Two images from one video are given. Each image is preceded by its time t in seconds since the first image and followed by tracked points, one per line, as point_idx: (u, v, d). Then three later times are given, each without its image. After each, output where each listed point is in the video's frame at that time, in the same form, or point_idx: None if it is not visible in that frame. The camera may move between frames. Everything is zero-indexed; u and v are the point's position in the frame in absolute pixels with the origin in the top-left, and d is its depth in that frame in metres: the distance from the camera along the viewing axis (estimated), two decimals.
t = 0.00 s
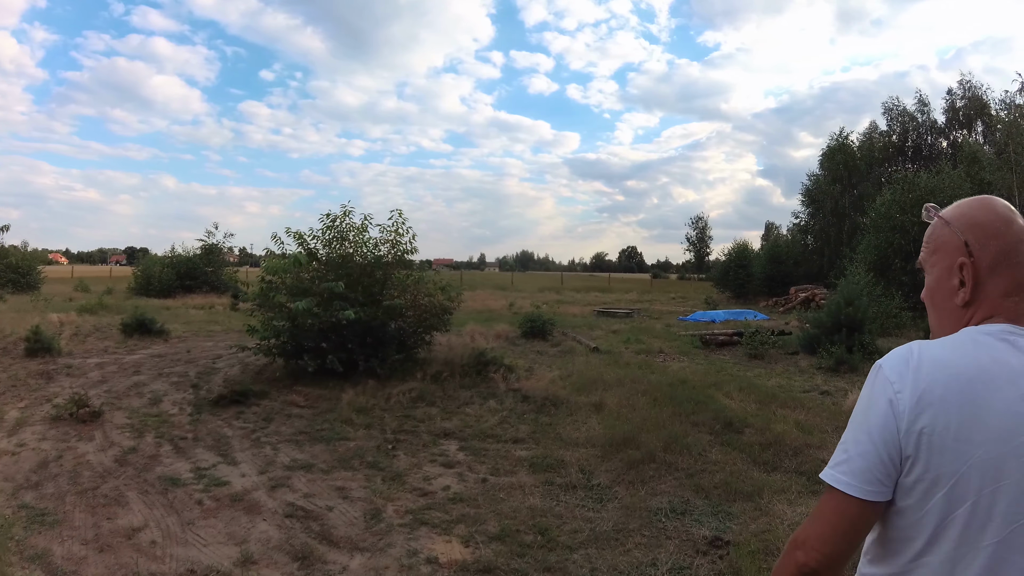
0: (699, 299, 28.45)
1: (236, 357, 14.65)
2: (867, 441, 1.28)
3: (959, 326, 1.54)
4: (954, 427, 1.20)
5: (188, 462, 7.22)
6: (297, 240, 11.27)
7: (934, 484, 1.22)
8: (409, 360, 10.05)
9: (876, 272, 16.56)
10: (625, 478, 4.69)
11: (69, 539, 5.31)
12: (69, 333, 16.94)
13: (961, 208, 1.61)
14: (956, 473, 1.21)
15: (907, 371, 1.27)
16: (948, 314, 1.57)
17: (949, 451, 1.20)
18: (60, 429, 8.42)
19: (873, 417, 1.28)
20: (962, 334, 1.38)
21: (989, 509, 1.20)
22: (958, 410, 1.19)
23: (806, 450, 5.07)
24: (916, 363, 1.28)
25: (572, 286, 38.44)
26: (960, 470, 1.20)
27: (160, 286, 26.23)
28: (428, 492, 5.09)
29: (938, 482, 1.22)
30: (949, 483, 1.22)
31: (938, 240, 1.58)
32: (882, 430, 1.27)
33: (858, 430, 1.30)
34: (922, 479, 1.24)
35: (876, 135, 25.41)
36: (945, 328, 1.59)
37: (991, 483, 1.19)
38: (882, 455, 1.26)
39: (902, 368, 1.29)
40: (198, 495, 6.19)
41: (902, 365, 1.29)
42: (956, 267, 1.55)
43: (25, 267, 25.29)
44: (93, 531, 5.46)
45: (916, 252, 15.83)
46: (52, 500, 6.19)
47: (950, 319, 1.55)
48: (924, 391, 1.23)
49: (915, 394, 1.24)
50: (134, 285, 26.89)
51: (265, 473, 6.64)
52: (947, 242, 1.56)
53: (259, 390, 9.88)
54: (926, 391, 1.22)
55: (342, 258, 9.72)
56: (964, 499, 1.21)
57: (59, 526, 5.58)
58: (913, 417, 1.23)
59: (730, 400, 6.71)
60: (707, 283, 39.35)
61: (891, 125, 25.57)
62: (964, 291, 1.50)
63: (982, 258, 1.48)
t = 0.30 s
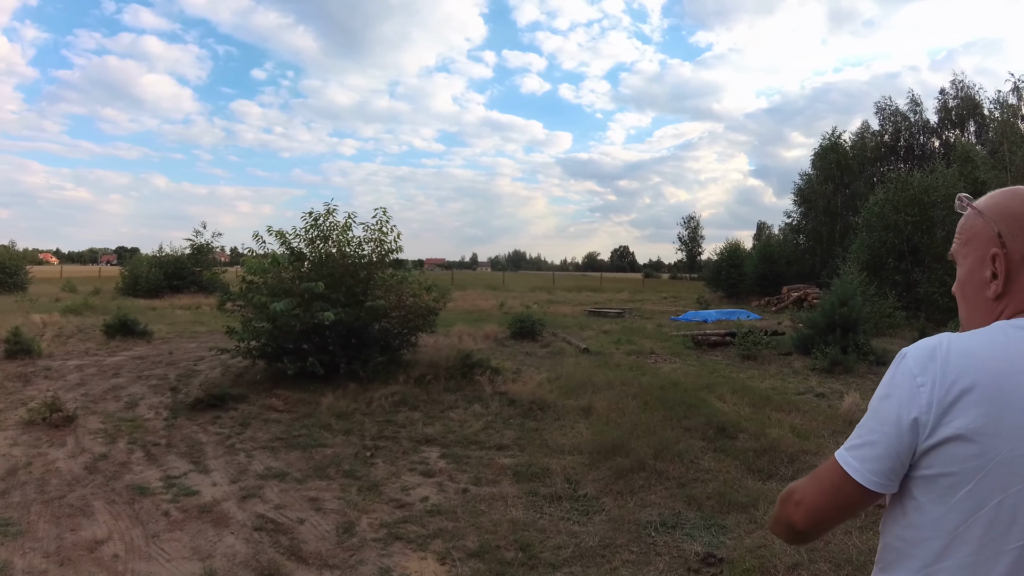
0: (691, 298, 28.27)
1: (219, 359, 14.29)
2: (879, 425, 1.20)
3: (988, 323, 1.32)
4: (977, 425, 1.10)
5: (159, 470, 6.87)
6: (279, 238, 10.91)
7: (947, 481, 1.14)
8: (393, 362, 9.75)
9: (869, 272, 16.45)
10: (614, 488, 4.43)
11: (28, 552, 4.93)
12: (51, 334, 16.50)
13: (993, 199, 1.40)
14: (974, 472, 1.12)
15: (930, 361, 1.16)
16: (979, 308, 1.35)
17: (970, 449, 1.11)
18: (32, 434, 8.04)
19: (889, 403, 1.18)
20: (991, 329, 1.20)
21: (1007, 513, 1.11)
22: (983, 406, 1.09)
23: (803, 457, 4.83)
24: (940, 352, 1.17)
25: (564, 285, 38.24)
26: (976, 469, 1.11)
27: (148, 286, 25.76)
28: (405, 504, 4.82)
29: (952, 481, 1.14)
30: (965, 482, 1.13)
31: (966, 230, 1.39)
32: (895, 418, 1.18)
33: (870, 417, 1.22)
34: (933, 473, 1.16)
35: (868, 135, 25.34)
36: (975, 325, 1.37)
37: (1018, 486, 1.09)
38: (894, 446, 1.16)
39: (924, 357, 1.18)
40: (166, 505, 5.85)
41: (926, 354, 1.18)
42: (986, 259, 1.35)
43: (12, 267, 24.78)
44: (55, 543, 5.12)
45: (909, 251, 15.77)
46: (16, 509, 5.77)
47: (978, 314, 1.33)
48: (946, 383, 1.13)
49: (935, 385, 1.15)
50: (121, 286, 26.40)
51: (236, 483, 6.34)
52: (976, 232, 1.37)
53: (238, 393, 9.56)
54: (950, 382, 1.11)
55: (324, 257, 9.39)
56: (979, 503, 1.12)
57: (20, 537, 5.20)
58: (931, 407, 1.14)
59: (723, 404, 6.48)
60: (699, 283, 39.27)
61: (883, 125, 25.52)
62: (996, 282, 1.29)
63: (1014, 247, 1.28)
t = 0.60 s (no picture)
0: (680, 298, 28.17)
1: (198, 360, 13.88)
2: (892, 413, 1.17)
3: (1013, 340, 1.26)
4: (998, 442, 1.04)
5: (124, 475, 6.51)
6: (256, 236, 10.57)
7: (957, 494, 1.10)
8: (373, 364, 9.46)
9: (858, 271, 16.37)
10: (592, 498, 4.19)
11: None
12: (29, 336, 16.01)
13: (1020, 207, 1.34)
14: (989, 494, 1.06)
15: (961, 367, 1.09)
16: (1003, 325, 1.29)
17: (988, 467, 1.05)
18: None
19: (906, 397, 1.15)
20: None
21: None
22: (1006, 425, 1.03)
23: (791, 462, 4.62)
24: (975, 359, 1.10)
25: (554, 286, 38.00)
26: (995, 488, 1.06)
27: (133, 287, 25.24)
28: (372, 514, 4.56)
29: (962, 494, 1.09)
30: (980, 503, 1.07)
31: (993, 241, 1.32)
32: (910, 414, 1.15)
33: (896, 393, 1.18)
34: (945, 481, 1.12)
35: (857, 135, 25.33)
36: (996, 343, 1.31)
37: None
38: (909, 432, 1.14)
39: (955, 362, 1.11)
40: (128, 512, 5.52)
41: (960, 358, 1.11)
42: (1015, 274, 1.28)
43: None
44: (9, 553, 4.76)
45: (898, 250, 15.75)
46: None
47: (1003, 330, 1.27)
48: (970, 393, 1.07)
49: (961, 393, 1.09)
50: (105, 286, 25.86)
51: (200, 489, 6.03)
52: (1003, 244, 1.30)
53: (211, 396, 9.22)
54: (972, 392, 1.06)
55: (300, 256, 9.06)
56: (996, 529, 1.06)
57: None
58: (947, 415, 1.09)
59: (711, 406, 6.26)
60: (688, 283, 39.19)
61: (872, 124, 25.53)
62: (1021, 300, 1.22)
63: None
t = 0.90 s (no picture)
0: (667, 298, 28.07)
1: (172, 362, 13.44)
2: (906, 386, 1.29)
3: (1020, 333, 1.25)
4: (999, 424, 1.15)
5: (85, 481, 6.12)
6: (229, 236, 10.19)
7: (962, 467, 1.22)
8: (347, 366, 9.16)
9: (844, 270, 16.33)
10: (561, 508, 3.96)
11: None
12: (3, 338, 15.44)
13: None
14: (990, 472, 1.17)
15: (971, 352, 1.20)
16: (1013, 319, 1.27)
17: (988, 444, 1.17)
18: None
19: (918, 375, 1.26)
20: None
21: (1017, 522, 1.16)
22: (1007, 407, 1.14)
23: (772, 470, 4.42)
24: (984, 347, 1.20)
25: (542, 286, 37.75)
26: (992, 465, 1.16)
27: (114, 287, 24.61)
28: (331, 525, 4.30)
29: (966, 470, 1.21)
30: (982, 480, 1.19)
31: (1001, 238, 1.31)
32: (920, 389, 1.26)
33: (914, 364, 1.29)
34: (952, 457, 1.24)
35: (844, 135, 25.34)
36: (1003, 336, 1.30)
37: None
38: (919, 396, 1.26)
39: (967, 348, 1.22)
40: (84, 519, 5.16)
41: (972, 344, 1.21)
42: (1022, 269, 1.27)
43: None
44: None
45: (885, 250, 15.77)
46: None
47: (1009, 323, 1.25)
48: (976, 376, 1.17)
49: (969, 375, 1.19)
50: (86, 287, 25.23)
51: (158, 496, 5.70)
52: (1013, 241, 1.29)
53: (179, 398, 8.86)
54: (980, 374, 1.16)
55: (272, 255, 8.68)
56: (992, 504, 1.17)
57: None
58: (953, 395, 1.20)
59: (692, 410, 6.05)
60: (675, 283, 39.12)
61: (859, 125, 25.55)
62: None
63: None
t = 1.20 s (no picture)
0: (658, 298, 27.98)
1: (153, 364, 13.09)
2: (900, 392, 1.27)
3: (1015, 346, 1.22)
4: (989, 431, 1.13)
5: (53, 489, 5.83)
6: (209, 237, 9.93)
7: (953, 474, 1.20)
8: (327, 370, 8.93)
9: (835, 271, 16.27)
10: (539, 522, 3.77)
11: None
12: None
13: None
14: (979, 478, 1.15)
15: (962, 361, 1.18)
16: (1009, 331, 1.24)
17: (978, 450, 1.15)
18: None
19: (912, 382, 1.24)
20: None
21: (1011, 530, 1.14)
22: (997, 416, 1.12)
23: (760, 480, 4.25)
24: (977, 357, 1.18)
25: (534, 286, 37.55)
26: (984, 472, 1.15)
27: (102, 287, 24.16)
28: (299, 538, 4.07)
29: (957, 475, 1.19)
30: (974, 486, 1.17)
31: (995, 254, 1.28)
32: (913, 396, 1.24)
33: (909, 373, 1.26)
34: (943, 462, 1.22)
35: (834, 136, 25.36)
36: (998, 347, 1.27)
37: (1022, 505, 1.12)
38: (913, 404, 1.24)
39: (960, 357, 1.20)
40: (48, 530, 4.87)
41: (965, 353, 1.20)
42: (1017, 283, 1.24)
43: None
44: None
45: (875, 251, 15.76)
46: None
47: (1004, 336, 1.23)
48: (967, 385, 1.16)
49: (961, 384, 1.18)
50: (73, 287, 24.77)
51: (127, 505, 5.42)
52: (1004, 256, 1.26)
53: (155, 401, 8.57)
54: (970, 383, 1.14)
55: (250, 256, 8.42)
56: (984, 510, 1.15)
57: None
58: (944, 402, 1.18)
59: (678, 416, 5.88)
60: (666, 283, 39.11)
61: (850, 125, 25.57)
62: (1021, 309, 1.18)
63: None
